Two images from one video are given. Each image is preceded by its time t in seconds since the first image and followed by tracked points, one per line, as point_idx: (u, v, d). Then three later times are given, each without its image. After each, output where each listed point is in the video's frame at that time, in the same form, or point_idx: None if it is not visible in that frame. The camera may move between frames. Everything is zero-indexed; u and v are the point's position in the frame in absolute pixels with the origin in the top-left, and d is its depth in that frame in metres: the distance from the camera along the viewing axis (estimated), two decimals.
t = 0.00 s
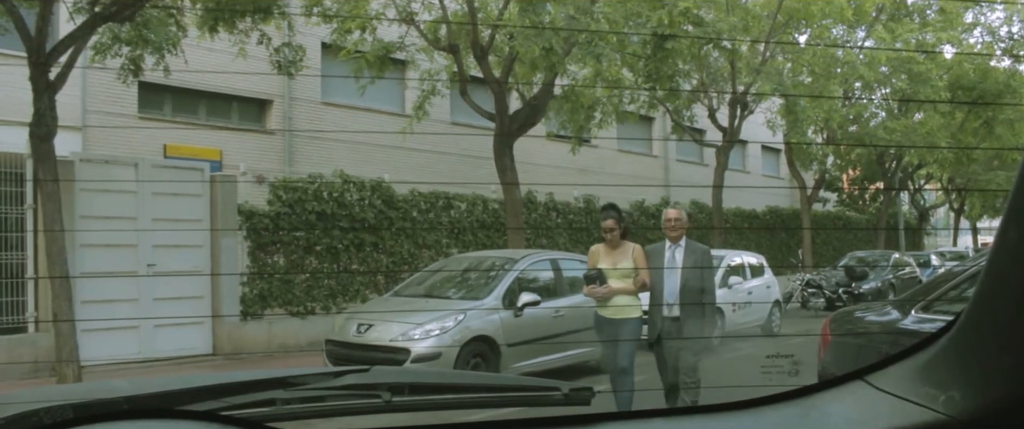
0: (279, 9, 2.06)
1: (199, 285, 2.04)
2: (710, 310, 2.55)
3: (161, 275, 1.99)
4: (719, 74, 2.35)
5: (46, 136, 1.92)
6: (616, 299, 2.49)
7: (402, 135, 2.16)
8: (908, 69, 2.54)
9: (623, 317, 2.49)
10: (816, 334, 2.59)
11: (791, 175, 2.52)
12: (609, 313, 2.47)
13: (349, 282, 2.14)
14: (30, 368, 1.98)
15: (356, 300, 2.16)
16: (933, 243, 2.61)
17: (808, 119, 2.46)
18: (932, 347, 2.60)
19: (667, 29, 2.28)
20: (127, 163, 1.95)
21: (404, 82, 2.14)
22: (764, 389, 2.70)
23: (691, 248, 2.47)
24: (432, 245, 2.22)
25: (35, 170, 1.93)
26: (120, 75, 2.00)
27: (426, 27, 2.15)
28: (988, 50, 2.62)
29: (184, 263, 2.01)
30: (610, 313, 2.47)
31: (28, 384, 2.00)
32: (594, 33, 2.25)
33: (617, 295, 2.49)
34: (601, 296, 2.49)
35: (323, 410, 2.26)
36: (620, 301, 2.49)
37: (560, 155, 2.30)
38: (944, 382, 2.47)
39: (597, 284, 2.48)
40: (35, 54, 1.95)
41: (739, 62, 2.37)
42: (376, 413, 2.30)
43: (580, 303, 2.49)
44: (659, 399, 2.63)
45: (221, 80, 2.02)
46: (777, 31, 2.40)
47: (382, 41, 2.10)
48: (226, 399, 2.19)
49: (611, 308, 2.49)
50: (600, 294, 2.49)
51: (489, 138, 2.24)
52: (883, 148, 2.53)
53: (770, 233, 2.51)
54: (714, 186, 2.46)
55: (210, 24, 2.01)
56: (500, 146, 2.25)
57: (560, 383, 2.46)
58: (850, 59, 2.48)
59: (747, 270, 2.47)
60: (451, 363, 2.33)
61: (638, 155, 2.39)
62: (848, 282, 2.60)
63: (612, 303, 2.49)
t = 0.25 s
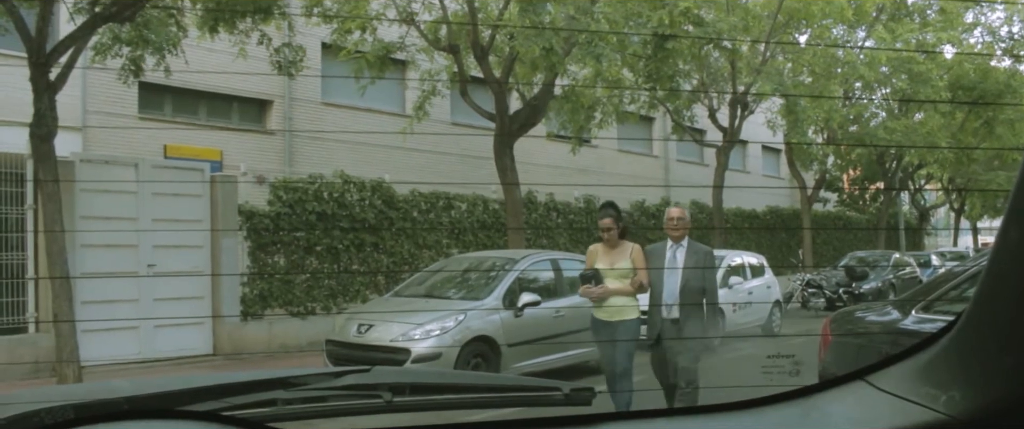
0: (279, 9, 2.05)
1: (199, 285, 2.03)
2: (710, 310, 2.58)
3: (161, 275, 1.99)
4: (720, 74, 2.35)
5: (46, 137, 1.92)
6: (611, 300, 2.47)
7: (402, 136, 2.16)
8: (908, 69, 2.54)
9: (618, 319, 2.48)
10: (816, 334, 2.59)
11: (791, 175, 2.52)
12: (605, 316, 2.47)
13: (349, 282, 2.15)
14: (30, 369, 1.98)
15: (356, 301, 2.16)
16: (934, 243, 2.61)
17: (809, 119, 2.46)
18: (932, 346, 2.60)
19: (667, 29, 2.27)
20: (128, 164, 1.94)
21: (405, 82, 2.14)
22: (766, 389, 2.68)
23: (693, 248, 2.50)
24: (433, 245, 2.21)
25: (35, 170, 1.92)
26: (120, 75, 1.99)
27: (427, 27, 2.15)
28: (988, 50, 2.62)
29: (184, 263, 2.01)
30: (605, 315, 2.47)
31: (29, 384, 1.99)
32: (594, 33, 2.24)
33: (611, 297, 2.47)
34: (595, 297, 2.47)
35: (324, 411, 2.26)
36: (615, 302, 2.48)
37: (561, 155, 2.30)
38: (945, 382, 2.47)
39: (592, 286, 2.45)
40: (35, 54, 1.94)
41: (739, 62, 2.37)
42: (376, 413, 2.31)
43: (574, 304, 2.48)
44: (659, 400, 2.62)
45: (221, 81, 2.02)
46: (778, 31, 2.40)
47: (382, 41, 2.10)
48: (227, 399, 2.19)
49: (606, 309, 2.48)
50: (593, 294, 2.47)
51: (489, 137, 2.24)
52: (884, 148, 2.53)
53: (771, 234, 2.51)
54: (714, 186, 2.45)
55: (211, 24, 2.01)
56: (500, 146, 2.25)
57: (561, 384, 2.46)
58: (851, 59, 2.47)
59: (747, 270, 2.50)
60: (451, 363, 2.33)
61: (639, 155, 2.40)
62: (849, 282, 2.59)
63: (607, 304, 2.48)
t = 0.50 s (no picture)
0: (280, 9, 2.06)
1: (199, 285, 2.03)
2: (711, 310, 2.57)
3: (162, 276, 1.99)
4: (720, 74, 2.33)
5: (47, 137, 1.93)
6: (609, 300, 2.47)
7: (402, 136, 2.16)
8: (908, 69, 2.53)
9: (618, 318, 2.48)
10: (816, 334, 2.59)
11: (792, 175, 2.51)
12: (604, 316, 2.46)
13: (350, 283, 2.14)
14: (32, 369, 1.99)
15: (357, 301, 2.16)
16: (934, 243, 2.59)
17: (810, 119, 2.43)
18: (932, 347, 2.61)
19: (667, 29, 2.26)
20: (128, 164, 1.95)
21: (405, 82, 2.14)
22: (766, 389, 2.68)
23: (694, 246, 2.48)
24: (433, 246, 2.22)
25: (36, 170, 1.93)
26: (121, 75, 1.99)
27: (427, 28, 2.15)
28: (989, 50, 2.61)
29: (184, 263, 2.00)
30: (604, 314, 2.46)
31: (31, 385, 1.99)
32: (594, 33, 2.23)
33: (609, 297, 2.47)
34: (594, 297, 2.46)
35: (325, 411, 2.26)
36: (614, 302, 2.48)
37: (562, 155, 2.31)
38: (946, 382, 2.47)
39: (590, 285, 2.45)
40: (35, 54, 1.95)
41: (740, 62, 2.36)
42: (377, 413, 2.32)
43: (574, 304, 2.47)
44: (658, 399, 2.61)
45: (222, 81, 2.02)
46: (778, 32, 2.38)
47: (382, 41, 2.10)
48: (229, 400, 2.19)
49: (604, 309, 2.47)
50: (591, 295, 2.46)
51: (490, 138, 2.24)
52: (884, 148, 2.55)
53: (771, 234, 2.52)
54: (714, 186, 2.46)
55: (211, 25, 2.02)
56: (500, 146, 2.25)
57: (562, 384, 2.47)
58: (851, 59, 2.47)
59: (748, 270, 2.50)
60: (451, 364, 2.33)
61: (638, 155, 2.41)
62: (849, 282, 2.59)
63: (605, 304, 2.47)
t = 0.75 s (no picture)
0: (280, 10, 2.06)
1: (199, 285, 2.02)
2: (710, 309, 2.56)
3: (163, 276, 2.00)
4: (720, 74, 2.29)
5: (47, 138, 1.94)
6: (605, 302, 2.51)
7: (402, 135, 2.17)
8: (908, 69, 2.53)
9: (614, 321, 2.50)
10: (816, 334, 2.60)
11: (792, 175, 2.50)
12: (600, 318, 2.49)
13: (350, 283, 2.14)
14: (32, 369, 1.99)
15: (357, 301, 2.16)
16: (935, 243, 2.67)
17: (809, 119, 2.40)
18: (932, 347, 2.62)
19: (667, 29, 2.23)
20: (128, 164, 1.95)
21: (406, 82, 2.14)
22: (765, 389, 2.69)
23: (689, 246, 2.51)
24: (433, 246, 2.22)
25: (36, 171, 1.94)
26: (122, 76, 1.99)
27: (427, 28, 2.14)
28: (989, 49, 2.61)
29: (184, 263, 2.00)
30: (600, 317, 2.49)
31: (31, 385, 2.00)
32: (594, 33, 2.22)
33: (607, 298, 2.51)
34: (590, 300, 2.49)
35: (326, 411, 2.27)
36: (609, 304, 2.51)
37: (561, 155, 2.30)
38: (946, 382, 2.47)
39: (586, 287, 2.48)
40: (35, 55, 1.95)
41: (740, 62, 2.35)
42: (377, 413, 2.32)
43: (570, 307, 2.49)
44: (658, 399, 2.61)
45: (221, 81, 2.03)
46: (778, 32, 2.37)
47: (382, 42, 2.08)
48: (229, 400, 2.19)
49: (601, 310, 2.50)
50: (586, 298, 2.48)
51: (490, 138, 2.25)
52: (885, 148, 2.54)
53: (771, 234, 2.51)
54: (714, 186, 2.47)
55: (211, 25, 2.02)
56: (500, 146, 2.26)
57: (563, 383, 2.49)
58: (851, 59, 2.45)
59: (749, 270, 2.49)
60: (451, 364, 2.32)
61: (638, 155, 2.42)
62: (850, 282, 2.59)
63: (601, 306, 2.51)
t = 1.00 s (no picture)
0: (280, 10, 2.06)
1: (199, 285, 2.03)
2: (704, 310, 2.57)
3: (163, 277, 2.00)
4: (721, 74, 2.30)
5: (48, 138, 1.93)
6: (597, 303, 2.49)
7: (403, 136, 2.17)
8: (909, 68, 2.53)
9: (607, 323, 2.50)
10: (817, 334, 2.60)
11: (793, 175, 2.50)
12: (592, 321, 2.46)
13: (351, 283, 2.15)
14: (32, 370, 1.99)
15: (358, 301, 2.16)
16: (936, 243, 2.66)
17: (809, 118, 2.41)
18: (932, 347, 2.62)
19: (667, 29, 2.24)
20: (129, 165, 1.95)
21: (406, 82, 2.13)
22: (764, 389, 2.68)
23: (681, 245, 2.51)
24: (434, 246, 2.22)
25: (37, 171, 1.94)
26: (122, 76, 1.99)
27: (427, 28, 2.15)
28: (990, 49, 2.61)
29: (185, 263, 2.00)
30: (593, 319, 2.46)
31: (31, 386, 2.00)
32: (595, 33, 2.23)
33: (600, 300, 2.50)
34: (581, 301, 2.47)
35: (326, 411, 2.27)
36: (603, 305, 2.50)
37: (562, 155, 2.30)
38: (946, 382, 2.47)
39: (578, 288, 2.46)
40: (35, 56, 1.95)
41: (741, 62, 2.35)
42: (377, 413, 2.32)
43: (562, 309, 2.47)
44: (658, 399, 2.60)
45: (221, 82, 2.03)
46: (779, 31, 2.38)
47: (383, 42, 2.09)
48: (229, 400, 2.19)
49: (593, 313, 2.47)
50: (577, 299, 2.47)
51: (491, 138, 2.24)
52: (885, 147, 2.54)
53: (772, 234, 2.52)
54: (715, 186, 2.47)
55: (211, 25, 2.03)
56: (501, 147, 2.25)
57: (563, 383, 2.47)
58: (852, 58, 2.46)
59: (749, 270, 2.48)
60: (454, 363, 2.32)
61: (639, 155, 2.42)
62: (851, 282, 2.58)
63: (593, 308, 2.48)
